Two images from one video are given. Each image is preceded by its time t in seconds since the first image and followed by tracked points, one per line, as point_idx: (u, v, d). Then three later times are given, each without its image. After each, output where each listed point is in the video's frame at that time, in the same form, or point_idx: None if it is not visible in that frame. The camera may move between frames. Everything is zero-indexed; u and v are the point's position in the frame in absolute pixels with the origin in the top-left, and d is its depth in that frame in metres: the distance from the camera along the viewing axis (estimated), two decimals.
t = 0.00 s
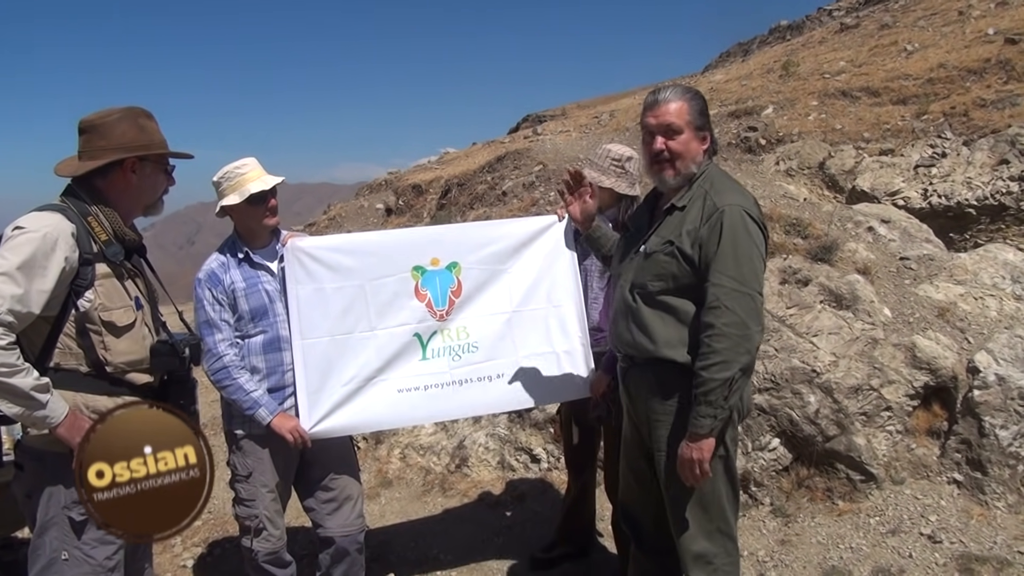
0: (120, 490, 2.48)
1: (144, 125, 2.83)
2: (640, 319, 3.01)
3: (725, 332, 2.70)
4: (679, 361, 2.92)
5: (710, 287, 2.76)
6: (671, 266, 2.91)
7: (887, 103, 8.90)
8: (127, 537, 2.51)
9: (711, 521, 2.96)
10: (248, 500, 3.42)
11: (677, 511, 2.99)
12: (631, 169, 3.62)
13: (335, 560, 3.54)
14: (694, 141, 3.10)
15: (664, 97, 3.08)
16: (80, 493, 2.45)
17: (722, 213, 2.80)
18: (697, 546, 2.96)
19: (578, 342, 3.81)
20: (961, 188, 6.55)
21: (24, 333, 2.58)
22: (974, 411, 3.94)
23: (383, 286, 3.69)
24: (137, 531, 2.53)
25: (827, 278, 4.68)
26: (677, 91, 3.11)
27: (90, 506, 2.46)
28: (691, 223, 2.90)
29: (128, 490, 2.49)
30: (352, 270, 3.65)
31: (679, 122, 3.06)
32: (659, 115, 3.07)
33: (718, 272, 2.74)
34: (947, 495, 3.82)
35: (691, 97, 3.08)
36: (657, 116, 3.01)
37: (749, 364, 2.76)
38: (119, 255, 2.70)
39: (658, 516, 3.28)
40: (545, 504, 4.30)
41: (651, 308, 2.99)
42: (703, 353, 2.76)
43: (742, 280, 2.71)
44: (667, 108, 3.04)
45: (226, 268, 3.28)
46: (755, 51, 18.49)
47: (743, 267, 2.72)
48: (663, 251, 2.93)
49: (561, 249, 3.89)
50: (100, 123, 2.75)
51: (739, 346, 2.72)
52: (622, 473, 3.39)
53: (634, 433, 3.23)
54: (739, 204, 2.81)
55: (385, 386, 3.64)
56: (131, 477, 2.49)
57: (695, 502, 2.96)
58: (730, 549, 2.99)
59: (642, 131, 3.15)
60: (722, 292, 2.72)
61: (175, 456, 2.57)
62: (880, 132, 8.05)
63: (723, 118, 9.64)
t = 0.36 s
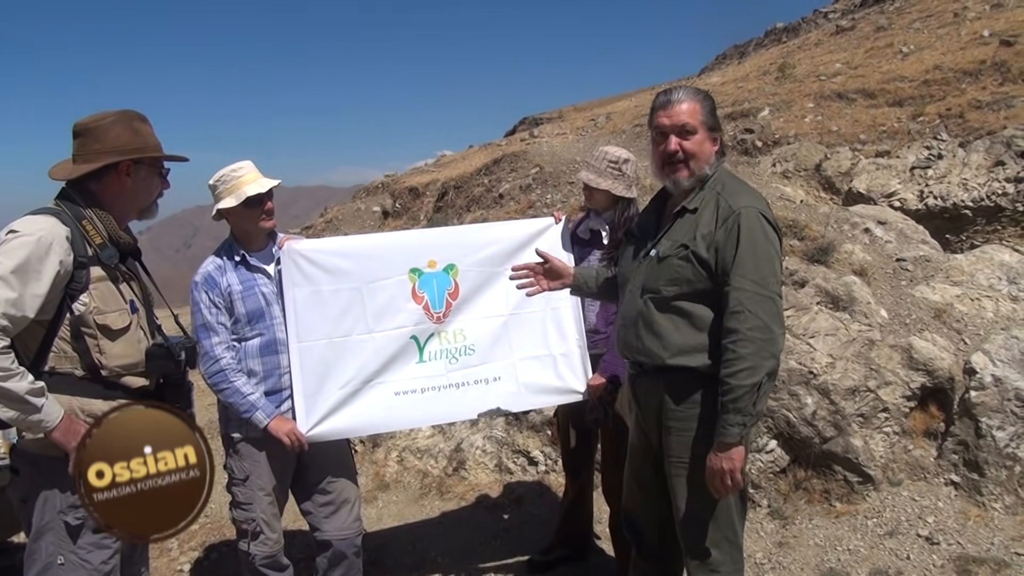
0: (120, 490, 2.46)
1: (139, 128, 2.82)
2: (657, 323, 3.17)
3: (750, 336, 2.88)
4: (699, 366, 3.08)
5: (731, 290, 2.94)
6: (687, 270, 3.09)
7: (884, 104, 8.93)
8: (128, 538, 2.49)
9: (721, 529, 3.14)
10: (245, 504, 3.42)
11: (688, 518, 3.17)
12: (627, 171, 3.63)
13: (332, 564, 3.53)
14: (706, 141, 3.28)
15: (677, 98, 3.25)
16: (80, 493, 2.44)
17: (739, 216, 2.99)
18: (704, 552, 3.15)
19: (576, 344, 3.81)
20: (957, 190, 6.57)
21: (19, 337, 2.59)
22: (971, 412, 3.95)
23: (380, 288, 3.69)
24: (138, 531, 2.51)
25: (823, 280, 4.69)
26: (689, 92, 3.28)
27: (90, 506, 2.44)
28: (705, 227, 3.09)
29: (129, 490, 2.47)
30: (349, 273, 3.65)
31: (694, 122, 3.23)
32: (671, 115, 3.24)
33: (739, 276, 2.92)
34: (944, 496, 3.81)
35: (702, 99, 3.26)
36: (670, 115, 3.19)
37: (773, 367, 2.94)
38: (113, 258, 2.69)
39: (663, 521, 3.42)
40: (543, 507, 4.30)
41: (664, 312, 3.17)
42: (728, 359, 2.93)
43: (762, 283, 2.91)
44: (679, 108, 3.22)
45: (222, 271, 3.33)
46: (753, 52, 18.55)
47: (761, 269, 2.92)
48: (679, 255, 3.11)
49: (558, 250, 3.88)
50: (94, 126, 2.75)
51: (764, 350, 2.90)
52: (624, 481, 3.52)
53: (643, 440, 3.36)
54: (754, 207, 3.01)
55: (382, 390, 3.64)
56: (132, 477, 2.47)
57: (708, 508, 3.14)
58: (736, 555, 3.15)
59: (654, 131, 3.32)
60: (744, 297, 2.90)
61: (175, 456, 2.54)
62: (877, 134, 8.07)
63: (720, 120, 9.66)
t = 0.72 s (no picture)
0: (120, 490, 2.49)
1: (125, 127, 2.73)
2: (661, 329, 3.09)
3: (755, 343, 2.80)
4: (704, 374, 3.01)
5: (735, 295, 2.86)
6: (691, 274, 3.01)
7: (890, 103, 8.85)
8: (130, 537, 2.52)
9: (725, 542, 3.06)
10: (236, 513, 3.33)
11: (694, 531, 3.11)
12: (628, 169, 3.56)
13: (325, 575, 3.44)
14: (713, 139, 3.19)
15: (684, 95, 3.16)
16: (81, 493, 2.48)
17: (745, 217, 2.91)
18: (710, 565, 3.07)
19: (576, 349, 3.69)
20: (966, 189, 6.48)
21: (2, 341, 2.50)
22: (981, 417, 3.84)
23: (375, 291, 3.58)
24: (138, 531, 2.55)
25: (829, 282, 4.58)
26: (695, 90, 3.20)
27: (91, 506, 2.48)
28: (711, 229, 3.01)
29: (129, 490, 2.50)
30: (342, 275, 3.56)
31: (702, 120, 3.14)
32: (677, 111, 3.15)
33: (745, 280, 2.84)
34: (954, 504, 3.72)
35: (709, 96, 3.17)
36: (676, 112, 3.10)
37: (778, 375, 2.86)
38: (99, 260, 2.60)
39: (665, 530, 3.35)
40: (542, 515, 4.21)
41: (669, 317, 3.09)
42: (732, 366, 2.85)
43: (767, 287, 2.83)
44: (685, 105, 3.14)
45: (213, 274, 3.31)
46: (756, 49, 18.47)
47: (767, 274, 2.83)
48: (684, 259, 3.03)
49: (558, 252, 3.75)
50: (78, 125, 2.66)
51: (768, 357, 2.82)
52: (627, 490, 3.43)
53: (647, 449, 3.29)
54: (762, 208, 2.93)
55: (377, 395, 3.53)
56: (132, 477, 2.51)
57: (711, 519, 3.07)
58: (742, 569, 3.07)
59: (659, 129, 3.22)
60: (749, 302, 2.83)
61: (175, 456, 2.57)
62: (883, 133, 7.99)
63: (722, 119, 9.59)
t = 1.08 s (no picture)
0: (120, 490, 2.43)
1: (99, 121, 2.53)
2: (657, 336, 2.88)
3: (756, 352, 2.60)
4: (703, 384, 2.80)
5: (736, 301, 2.66)
6: (690, 278, 2.80)
7: (910, 94, 8.63)
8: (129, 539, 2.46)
9: (729, 558, 2.85)
10: (217, 531, 3.10)
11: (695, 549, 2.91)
12: (633, 165, 3.38)
13: None
14: (713, 132, 2.97)
15: (681, 85, 2.96)
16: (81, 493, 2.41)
17: (748, 217, 2.70)
18: None
19: (579, 355, 3.48)
20: (990, 186, 6.35)
21: None
22: (1007, 427, 3.62)
23: (364, 294, 3.38)
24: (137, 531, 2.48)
25: (844, 285, 4.29)
26: (694, 79, 2.99)
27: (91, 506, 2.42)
28: (711, 228, 2.80)
29: (129, 490, 2.44)
30: (331, 277, 3.36)
31: (699, 111, 2.93)
32: (672, 102, 2.94)
33: (746, 285, 2.64)
34: (979, 519, 3.52)
35: (709, 85, 2.96)
36: (671, 102, 2.90)
37: (781, 386, 2.66)
38: (71, 262, 2.42)
39: (669, 545, 3.15)
40: (543, 532, 4.01)
41: (667, 323, 2.87)
42: (731, 376, 2.66)
43: (770, 293, 2.62)
44: (681, 95, 2.93)
45: (193, 277, 3.04)
46: (769, 37, 18.20)
47: (771, 278, 2.63)
48: (682, 261, 2.82)
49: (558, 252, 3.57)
50: (48, 118, 2.45)
51: (770, 367, 2.62)
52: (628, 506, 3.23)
53: (646, 461, 3.08)
54: (765, 207, 2.71)
55: (366, 405, 3.32)
56: (131, 477, 2.44)
57: (713, 536, 2.87)
58: None
59: (655, 120, 3.02)
60: (750, 309, 2.62)
61: (175, 455, 2.50)
62: (903, 125, 7.79)
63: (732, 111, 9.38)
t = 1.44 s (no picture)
0: (120, 491, 2.20)
1: (62, 108, 2.25)
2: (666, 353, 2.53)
3: (766, 362, 2.27)
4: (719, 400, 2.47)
5: (742, 308, 2.33)
6: (696, 285, 2.44)
7: (945, 79, 8.29)
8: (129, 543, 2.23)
9: None
10: (188, 555, 2.82)
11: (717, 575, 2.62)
12: (643, 157, 3.12)
13: None
14: (712, 126, 2.55)
15: (670, 75, 2.53)
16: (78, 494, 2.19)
17: (752, 213, 2.35)
18: None
19: (583, 365, 3.19)
20: None
21: None
22: None
23: (349, 297, 3.09)
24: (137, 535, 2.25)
25: (874, 287, 4.07)
26: (685, 67, 2.56)
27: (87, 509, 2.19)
28: (714, 229, 2.44)
29: (128, 491, 2.21)
30: (313, 279, 3.07)
31: (695, 103, 2.50)
32: (663, 95, 2.52)
33: (751, 288, 2.30)
34: (1020, 543, 3.22)
35: (702, 72, 2.54)
36: (663, 95, 2.46)
37: (797, 399, 2.32)
38: (30, 261, 2.15)
39: (692, 569, 2.87)
40: (544, 557, 3.73)
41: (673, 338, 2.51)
42: (739, 390, 2.33)
43: (780, 296, 2.29)
44: (673, 86, 2.50)
45: (162, 279, 2.87)
46: (787, 21, 17.80)
47: (780, 281, 2.29)
48: (685, 269, 2.45)
49: (561, 251, 3.27)
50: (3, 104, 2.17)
51: (783, 379, 2.29)
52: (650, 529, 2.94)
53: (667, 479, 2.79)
54: (772, 201, 2.36)
55: (352, 419, 3.05)
56: (132, 477, 2.21)
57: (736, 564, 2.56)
58: None
59: (645, 117, 2.59)
60: (756, 313, 2.29)
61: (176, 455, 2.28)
62: (937, 115, 7.53)
63: (752, 99, 9.09)
